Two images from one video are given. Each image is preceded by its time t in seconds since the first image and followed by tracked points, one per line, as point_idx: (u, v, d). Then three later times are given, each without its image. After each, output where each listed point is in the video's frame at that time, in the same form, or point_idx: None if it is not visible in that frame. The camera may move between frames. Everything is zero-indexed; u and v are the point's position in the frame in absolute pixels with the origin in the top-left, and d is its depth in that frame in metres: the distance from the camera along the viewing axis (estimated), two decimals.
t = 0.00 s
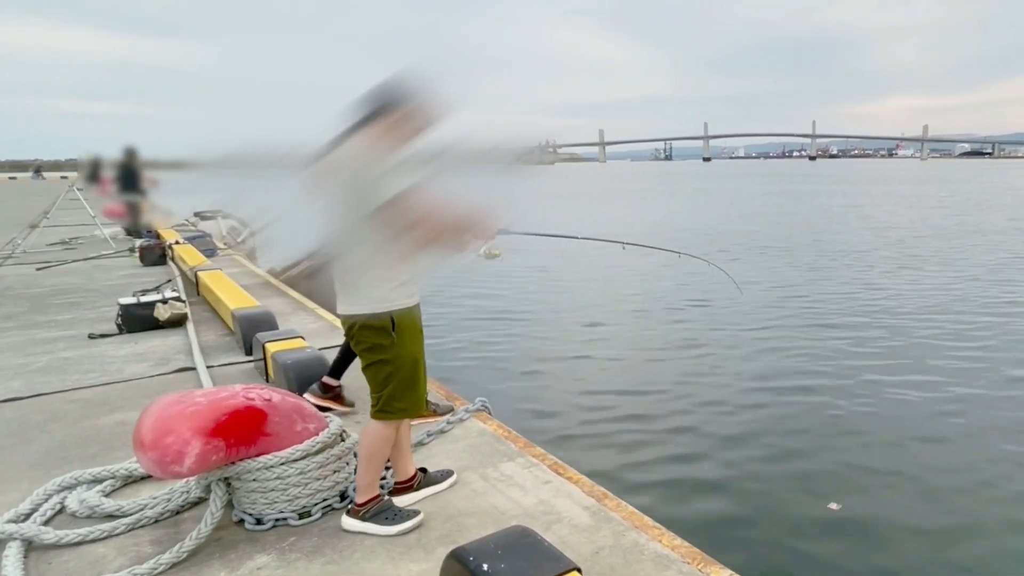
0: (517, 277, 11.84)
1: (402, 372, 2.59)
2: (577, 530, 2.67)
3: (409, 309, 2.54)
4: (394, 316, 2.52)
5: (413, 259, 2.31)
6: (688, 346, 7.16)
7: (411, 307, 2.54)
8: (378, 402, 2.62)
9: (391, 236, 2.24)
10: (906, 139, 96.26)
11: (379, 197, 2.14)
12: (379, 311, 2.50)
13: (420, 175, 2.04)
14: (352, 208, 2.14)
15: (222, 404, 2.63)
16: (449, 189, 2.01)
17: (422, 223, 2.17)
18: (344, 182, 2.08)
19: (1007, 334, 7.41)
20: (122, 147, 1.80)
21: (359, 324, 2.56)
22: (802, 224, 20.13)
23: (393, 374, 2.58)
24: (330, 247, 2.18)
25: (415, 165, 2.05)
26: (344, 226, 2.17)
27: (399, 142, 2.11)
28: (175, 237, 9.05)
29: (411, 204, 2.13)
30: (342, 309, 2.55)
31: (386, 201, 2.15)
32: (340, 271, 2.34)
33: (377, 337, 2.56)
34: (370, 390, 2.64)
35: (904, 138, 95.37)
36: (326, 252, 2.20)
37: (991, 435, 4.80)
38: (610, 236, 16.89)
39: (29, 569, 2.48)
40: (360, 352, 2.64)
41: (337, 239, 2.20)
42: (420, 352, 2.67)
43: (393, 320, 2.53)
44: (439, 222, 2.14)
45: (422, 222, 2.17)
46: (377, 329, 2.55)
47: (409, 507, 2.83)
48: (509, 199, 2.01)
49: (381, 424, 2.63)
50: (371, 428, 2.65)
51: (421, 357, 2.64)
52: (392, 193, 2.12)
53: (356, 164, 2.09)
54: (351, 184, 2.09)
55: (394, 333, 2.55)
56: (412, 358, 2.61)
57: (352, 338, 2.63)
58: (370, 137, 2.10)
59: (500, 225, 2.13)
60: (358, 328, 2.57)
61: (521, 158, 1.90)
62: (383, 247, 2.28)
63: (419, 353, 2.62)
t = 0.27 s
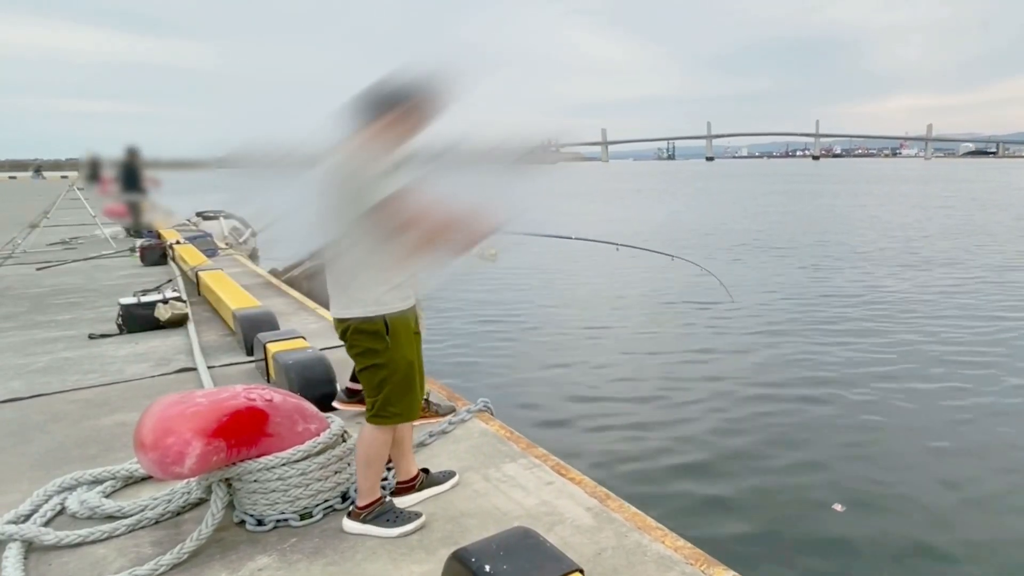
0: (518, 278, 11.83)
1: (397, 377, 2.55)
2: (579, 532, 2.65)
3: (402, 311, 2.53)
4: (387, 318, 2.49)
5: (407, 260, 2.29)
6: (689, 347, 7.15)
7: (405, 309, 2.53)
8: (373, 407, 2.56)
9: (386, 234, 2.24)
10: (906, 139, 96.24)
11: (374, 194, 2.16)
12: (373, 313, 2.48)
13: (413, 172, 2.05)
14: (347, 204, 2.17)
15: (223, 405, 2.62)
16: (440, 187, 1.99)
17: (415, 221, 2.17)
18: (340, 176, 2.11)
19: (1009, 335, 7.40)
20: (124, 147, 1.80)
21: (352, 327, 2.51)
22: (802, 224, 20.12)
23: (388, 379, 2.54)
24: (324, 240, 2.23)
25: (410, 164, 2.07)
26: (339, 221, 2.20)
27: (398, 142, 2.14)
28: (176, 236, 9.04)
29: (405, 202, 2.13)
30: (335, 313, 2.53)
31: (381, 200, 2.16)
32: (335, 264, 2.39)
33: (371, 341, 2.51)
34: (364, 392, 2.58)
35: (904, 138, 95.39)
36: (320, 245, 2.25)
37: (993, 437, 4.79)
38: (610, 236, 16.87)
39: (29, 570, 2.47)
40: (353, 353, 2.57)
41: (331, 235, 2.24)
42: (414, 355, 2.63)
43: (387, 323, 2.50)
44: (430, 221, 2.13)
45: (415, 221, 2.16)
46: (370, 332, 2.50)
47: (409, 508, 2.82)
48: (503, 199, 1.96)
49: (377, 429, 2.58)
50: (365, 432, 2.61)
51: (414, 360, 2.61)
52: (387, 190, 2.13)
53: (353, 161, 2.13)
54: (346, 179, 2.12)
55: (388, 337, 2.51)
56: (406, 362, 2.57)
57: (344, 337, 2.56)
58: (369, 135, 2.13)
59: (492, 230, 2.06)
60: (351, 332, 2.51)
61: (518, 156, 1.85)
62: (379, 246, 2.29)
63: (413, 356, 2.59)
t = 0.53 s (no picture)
0: (518, 279, 11.82)
1: (396, 380, 2.53)
2: (581, 533, 2.64)
3: (400, 313, 2.50)
4: (385, 320, 2.47)
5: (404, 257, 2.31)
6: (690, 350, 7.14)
7: (402, 311, 2.51)
8: (371, 411, 2.54)
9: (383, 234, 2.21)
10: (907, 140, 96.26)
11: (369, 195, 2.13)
12: (371, 317, 2.44)
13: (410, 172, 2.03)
14: (342, 205, 2.14)
15: (224, 405, 2.61)
16: (440, 187, 2.00)
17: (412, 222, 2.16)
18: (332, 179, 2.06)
19: (1010, 337, 7.39)
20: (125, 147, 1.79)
21: (350, 331, 2.48)
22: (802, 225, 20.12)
23: (386, 382, 2.51)
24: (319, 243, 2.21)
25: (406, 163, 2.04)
26: (333, 223, 2.17)
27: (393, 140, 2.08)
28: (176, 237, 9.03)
29: (402, 202, 2.12)
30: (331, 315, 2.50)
31: (377, 200, 2.12)
32: (329, 261, 2.37)
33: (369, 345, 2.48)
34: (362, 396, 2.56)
35: (904, 138, 95.39)
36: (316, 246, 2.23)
37: (996, 439, 4.78)
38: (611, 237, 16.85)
39: (29, 571, 2.45)
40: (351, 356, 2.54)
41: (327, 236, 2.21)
42: (412, 358, 2.61)
43: (385, 326, 2.47)
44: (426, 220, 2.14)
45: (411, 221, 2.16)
46: (369, 336, 2.47)
47: (409, 508, 2.82)
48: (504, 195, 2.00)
49: (374, 433, 2.56)
50: (363, 435, 2.59)
51: (412, 363, 2.58)
52: (382, 189, 2.10)
53: (346, 163, 2.07)
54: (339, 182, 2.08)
55: (387, 340, 2.48)
56: (405, 365, 2.54)
57: (342, 341, 2.54)
58: (362, 134, 2.06)
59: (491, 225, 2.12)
60: (349, 335, 2.48)
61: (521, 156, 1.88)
62: (375, 243, 2.28)
63: (411, 359, 2.57)
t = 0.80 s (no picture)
0: (519, 280, 11.80)
1: (401, 378, 2.53)
2: (584, 534, 2.63)
3: (405, 312, 2.51)
4: (392, 319, 2.48)
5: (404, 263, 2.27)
6: (692, 350, 7.13)
7: (406, 311, 2.52)
8: (376, 408, 2.53)
9: (383, 235, 2.20)
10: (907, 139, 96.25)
11: (368, 196, 2.12)
12: (375, 314, 2.45)
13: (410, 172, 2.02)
14: (341, 206, 2.13)
15: (226, 406, 2.60)
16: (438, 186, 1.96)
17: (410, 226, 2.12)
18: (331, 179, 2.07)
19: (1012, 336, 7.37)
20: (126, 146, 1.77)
21: (357, 329, 2.48)
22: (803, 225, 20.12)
23: (391, 380, 2.51)
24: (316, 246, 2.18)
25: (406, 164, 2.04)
26: (331, 225, 2.16)
27: (394, 141, 2.09)
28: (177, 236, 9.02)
29: (400, 203, 2.09)
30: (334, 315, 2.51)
31: (377, 200, 2.11)
32: (330, 263, 2.37)
33: (377, 342, 2.48)
34: (366, 394, 2.56)
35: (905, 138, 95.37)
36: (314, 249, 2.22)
37: (998, 440, 4.77)
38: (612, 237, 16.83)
39: (29, 572, 2.44)
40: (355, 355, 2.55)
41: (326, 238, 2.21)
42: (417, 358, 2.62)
43: (392, 324, 2.48)
44: (424, 225, 2.09)
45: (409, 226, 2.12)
46: (374, 334, 2.47)
47: (411, 509, 2.81)
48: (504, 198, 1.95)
49: (380, 431, 2.55)
50: (367, 433, 2.58)
51: (418, 362, 2.59)
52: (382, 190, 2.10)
53: (346, 164, 2.09)
54: (338, 182, 2.08)
55: (392, 338, 2.49)
56: (410, 363, 2.54)
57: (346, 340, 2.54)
58: (363, 135, 2.09)
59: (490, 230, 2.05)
60: (355, 333, 2.49)
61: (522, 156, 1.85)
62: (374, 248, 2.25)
63: (417, 358, 2.58)
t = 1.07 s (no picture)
0: (520, 280, 11.79)
1: (396, 378, 2.53)
2: (587, 535, 2.62)
3: (401, 311, 2.51)
4: (386, 318, 2.47)
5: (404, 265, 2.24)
6: (693, 351, 7.12)
7: (403, 310, 2.51)
8: (372, 409, 2.53)
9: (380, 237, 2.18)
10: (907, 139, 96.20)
11: (367, 196, 2.10)
12: (370, 314, 2.45)
13: (410, 171, 2.01)
14: (340, 207, 2.11)
15: (227, 406, 2.59)
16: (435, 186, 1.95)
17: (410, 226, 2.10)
18: (330, 180, 2.06)
19: (1014, 338, 7.36)
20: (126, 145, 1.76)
21: (350, 328, 2.49)
22: (804, 224, 20.11)
23: (388, 379, 2.52)
24: (314, 249, 2.16)
25: (407, 163, 2.03)
26: (328, 227, 2.13)
27: (393, 142, 2.08)
28: (178, 236, 9.01)
29: (400, 204, 2.08)
30: (331, 314, 2.51)
31: (374, 200, 2.10)
32: (329, 267, 2.34)
33: (370, 341, 2.49)
34: (363, 395, 2.56)
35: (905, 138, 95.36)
36: (312, 252, 2.19)
37: (1001, 443, 4.76)
38: (613, 237, 16.80)
39: (29, 574, 2.43)
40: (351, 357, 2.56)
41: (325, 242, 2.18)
42: (413, 358, 2.62)
43: (385, 323, 2.48)
44: (424, 225, 2.07)
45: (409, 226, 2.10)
46: (368, 333, 2.48)
47: (413, 510, 2.79)
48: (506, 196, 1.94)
49: (375, 431, 2.55)
50: (365, 434, 2.57)
51: (413, 362, 2.59)
52: (381, 190, 2.08)
53: (345, 165, 2.08)
54: (337, 183, 2.07)
55: (387, 337, 2.49)
56: (405, 362, 2.55)
57: (341, 342, 2.55)
58: (361, 135, 2.08)
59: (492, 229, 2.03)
60: (349, 332, 2.50)
61: (524, 154, 1.84)
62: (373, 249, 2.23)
63: (412, 358, 2.58)
